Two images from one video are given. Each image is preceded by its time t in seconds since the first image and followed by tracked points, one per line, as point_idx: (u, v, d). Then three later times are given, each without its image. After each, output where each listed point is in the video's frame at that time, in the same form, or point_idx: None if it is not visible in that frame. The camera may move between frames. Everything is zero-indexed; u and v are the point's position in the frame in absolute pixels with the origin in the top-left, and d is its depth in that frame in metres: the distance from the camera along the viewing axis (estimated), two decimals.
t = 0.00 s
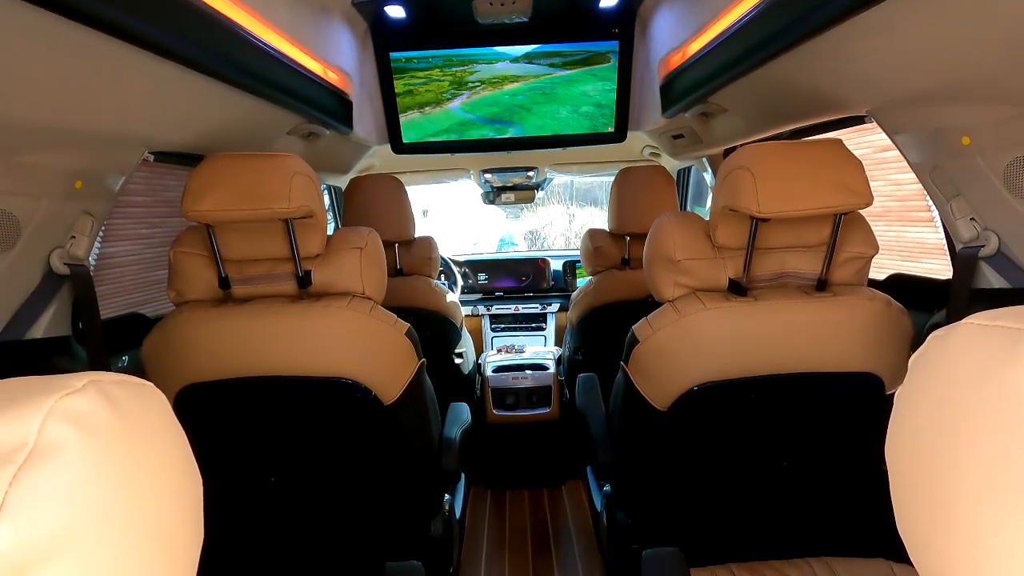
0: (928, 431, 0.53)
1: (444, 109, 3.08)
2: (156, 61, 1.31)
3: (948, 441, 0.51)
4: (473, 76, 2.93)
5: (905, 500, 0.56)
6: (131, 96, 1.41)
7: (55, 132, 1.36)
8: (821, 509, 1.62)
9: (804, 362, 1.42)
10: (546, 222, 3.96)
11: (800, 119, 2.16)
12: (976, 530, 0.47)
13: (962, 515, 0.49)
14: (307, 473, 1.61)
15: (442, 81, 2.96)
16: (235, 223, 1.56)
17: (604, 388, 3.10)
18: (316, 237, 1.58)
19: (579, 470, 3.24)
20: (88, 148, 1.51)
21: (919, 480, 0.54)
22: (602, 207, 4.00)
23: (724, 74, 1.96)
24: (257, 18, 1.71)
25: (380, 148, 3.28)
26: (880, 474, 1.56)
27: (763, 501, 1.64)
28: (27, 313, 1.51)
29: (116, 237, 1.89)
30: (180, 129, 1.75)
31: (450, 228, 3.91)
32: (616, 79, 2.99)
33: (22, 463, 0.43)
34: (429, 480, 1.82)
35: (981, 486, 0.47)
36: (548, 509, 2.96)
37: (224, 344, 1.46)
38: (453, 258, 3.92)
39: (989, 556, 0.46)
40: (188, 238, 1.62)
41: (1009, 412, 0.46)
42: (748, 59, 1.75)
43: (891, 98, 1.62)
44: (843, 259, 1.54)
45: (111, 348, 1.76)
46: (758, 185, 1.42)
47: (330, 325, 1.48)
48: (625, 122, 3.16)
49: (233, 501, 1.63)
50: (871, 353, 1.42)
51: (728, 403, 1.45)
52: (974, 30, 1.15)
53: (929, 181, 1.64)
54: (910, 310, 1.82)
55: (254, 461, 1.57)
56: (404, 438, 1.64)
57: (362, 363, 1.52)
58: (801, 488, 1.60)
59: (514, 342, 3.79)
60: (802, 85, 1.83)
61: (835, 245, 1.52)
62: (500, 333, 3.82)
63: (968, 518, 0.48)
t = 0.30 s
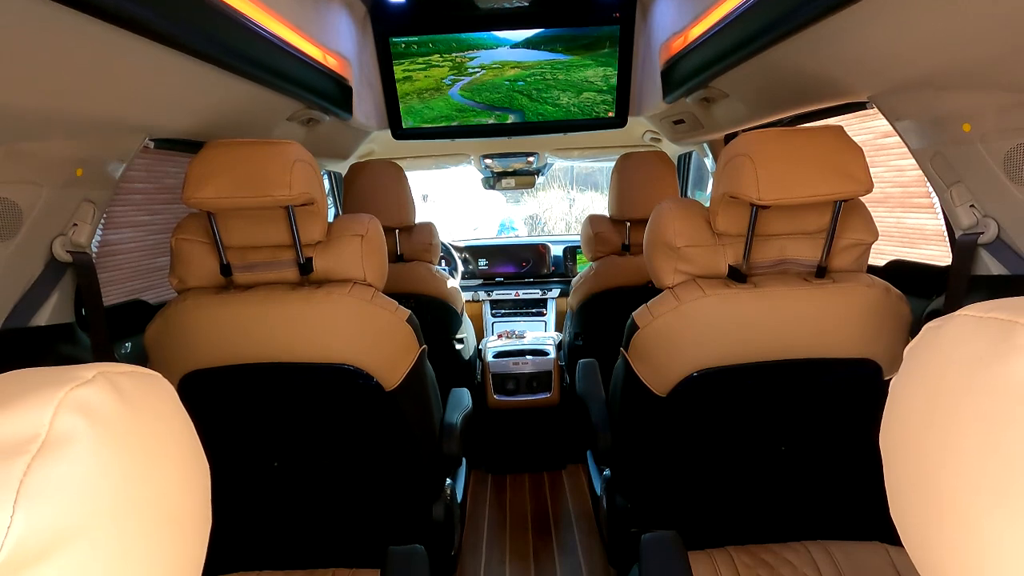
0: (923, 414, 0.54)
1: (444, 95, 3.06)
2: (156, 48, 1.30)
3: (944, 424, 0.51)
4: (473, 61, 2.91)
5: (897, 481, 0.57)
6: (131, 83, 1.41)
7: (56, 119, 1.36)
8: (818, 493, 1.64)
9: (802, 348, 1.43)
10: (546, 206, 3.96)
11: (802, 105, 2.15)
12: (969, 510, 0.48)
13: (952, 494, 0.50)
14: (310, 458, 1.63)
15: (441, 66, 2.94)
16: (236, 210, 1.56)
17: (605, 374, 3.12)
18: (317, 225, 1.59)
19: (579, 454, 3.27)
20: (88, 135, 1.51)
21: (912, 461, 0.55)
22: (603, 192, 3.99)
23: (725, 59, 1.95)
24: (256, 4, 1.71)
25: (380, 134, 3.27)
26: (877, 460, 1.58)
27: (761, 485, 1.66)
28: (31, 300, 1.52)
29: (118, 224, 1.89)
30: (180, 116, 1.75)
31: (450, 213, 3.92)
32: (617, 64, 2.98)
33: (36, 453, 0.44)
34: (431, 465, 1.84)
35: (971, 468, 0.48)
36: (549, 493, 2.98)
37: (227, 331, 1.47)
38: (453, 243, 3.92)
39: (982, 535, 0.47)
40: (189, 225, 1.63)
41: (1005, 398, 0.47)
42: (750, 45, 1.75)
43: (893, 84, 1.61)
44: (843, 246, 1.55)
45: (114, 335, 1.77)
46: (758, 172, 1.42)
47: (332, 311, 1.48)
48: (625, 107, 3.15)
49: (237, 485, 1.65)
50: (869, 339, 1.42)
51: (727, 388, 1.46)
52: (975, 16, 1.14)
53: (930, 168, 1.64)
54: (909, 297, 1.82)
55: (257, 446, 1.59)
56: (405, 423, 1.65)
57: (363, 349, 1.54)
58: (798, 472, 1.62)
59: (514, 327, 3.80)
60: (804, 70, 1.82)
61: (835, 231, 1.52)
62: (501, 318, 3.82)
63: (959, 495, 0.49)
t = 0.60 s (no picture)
0: (916, 397, 0.56)
1: (444, 80, 3.06)
2: (158, 34, 1.31)
3: (938, 407, 0.53)
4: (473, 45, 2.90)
5: (891, 463, 0.59)
6: (133, 69, 1.41)
7: (59, 106, 1.36)
8: (815, 476, 1.66)
9: (802, 333, 1.44)
10: (548, 191, 3.98)
11: (803, 90, 2.15)
12: (960, 491, 0.50)
13: (943, 476, 0.51)
14: (314, 442, 1.65)
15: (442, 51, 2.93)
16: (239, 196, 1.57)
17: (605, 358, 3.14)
18: (319, 210, 1.59)
19: (579, 438, 3.30)
20: (91, 121, 1.51)
21: (905, 444, 0.56)
22: (603, 175, 3.98)
23: (727, 44, 1.94)
24: None
25: (381, 119, 3.26)
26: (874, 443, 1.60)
27: (759, 467, 1.68)
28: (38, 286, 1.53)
29: (121, 210, 1.90)
30: (182, 102, 1.75)
31: (449, 198, 3.92)
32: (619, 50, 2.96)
33: (57, 436, 0.46)
34: (433, 448, 1.87)
35: (962, 450, 0.50)
36: (549, 476, 3.02)
37: (231, 316, 1.49)
38: (454, 228, 3.93)
39: (973, 514, 0.49)
40: (192, 211, 1.64)
41: (998, 384, 0.48)
42: (752, 29, 1.74)
43: (895, 69, 1.61)
44: (843, 232, 1.56)
45: (119, 320, 1.79)
46: (759, 157, 1.43)
47: (335, 296, 1.50)
48: (627, 92, 3.14)
49: (242, 468, 1.67)
50: (868, 324, 1.44)
51: (726, 372, 1.48)
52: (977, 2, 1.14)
53: (931, 153, 1.64)
54: (908, 282, 1.83)
55: (262, 430, 1.62)
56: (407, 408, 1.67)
57: (367, 334, 1.55)
58: (796, 455, 1.64)
59: (515, 312, 3.82)
60: (806, 55, 1.82)
61: (835, 217, 1.53)
62: (502, 303, 3.84)
63: (951, 477, 0.51)
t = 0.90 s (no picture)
0: (916, 376, 0.57)
1: (444, 64, 3.06)
2: (161, 16, 1.30)
3: (938, 384, 0.54)
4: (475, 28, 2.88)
5: (891, 440, 0.60)
6: (136, 51, 1.41)
7: (62, 88, 1.36)
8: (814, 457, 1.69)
9: (803, 316, 1.45)
10: (548, 174, 3.97)
11: (807, 73, 2.14)
12: (959, 467, 0.51)
13: (943, 453, 0.53)
14: (318, 424, 1.66)
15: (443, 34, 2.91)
16: (242, 179, 1.57)
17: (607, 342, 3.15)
18: (322, 194, 1.60)
19: (581, 421, 3.32)
20: (94, 104, 1.51)
21: (904, 421, 0.58)
22: (604, 159, 3.96)
23: (731, 25, 1.93)
24: None
25: (382, 102, 3.25)
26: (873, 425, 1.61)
27: (759, 449, 1.70)
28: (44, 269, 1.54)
29: (124, 194, 1.90)
30: (184, 85, 1.75)
31: (452, 180, 3.95)
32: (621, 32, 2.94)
33: (79, 411, 0.47)
34: (435, 430, 1.88)
35: (961, 427, 0.51)
36: (551, 458, 3.05)
37: (236, 299, 1.50)
38: (455, 212, 3.93)
39: (971, 488, 0.50)
40: (196, 194, 1.64)
41: (997, 363, 0.49)
42: (755, 11, 1.73)
43: (900, 52, 1.60)
44: (845, 215, 1.56)
45: (124, 303, 1.80)
46: (762, 141, 1.43)
47: (339, 279, 1.51)
48: (629, 75, 3.12)
49: (248, 449, 1.69)
50: (870, 307, 1.45)
51: (728, 355, 1.49)
52: None
53: (934, 136, 1.64)
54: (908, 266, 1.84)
55: (268, 412, 1.63)
56: (411, 390, 1.69)
57: (370, 318, 1.56)
58: (796, 437, 1.66)
59: (517, 296, 3.83)
60: (810, 38, 1.81)
61: (837, 200, 1.53)
62: (503, 287, 3.85)
63: (950, 453, 0.52)
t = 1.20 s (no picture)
0: (917, 366, 0.58)
1: (445, 50, 3.05)
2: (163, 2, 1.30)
3: (939, 373, 0.55)
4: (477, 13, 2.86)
5: (892, 429, 0.61)
6: (137, 37, 1.40)
7: (65, 74, 1.36)
8: (814, 442, 1.70)
9: (804, 303, 1.46)
10: (549, 159, 3.93)
11: (811, 58, 2.13)
12: (960, 455, 0.52)
13: (945, 441, 0.54)
14: (323, 409, 1.68)
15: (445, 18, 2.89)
16: (245, 166, 1.57)
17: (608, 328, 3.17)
18: (325, 180, 1.60)
19: (582, 406, 3.35)
20: (96, 90, 1.51)
21: (904, 409, 0.59)
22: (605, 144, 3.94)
23: (736, 10, 1.91)
24: None
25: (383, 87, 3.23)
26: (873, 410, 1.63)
27: (759, 434, 1.72)
28: (49, 256, 1.55)
29: (127, 180, 1.90)
30: (186, 70, 1.74)
31: (451, 165, 3.88)
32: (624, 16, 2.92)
33: (98, 400, 0.48)
34: (439, 415, 1.90)
35: (964, 415, 0.52)
36: (552, 443, 3.08)
37: (241, 285, 1.51)
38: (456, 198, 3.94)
39: (970, 475, 0.51)
40: (199, 181, 1.64)
41: (999, 353, 0.50)
42: None
43: (904, 37, 1.60)
44: (847, 202, 1.56)
45: (129, 289, 1.81)
46: (765, 127, 1.43)
47: (343, 266, 1.51)
48: (631, 60, 3.11)
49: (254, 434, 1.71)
50: (871, 294, 1.46)
51: (729, 341, 1.50)
52: None
53: (937, 123, 1.64)
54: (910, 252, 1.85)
55: (272, 397, 1.65)
56: (414, 376, 1.70)
57: (374, 304, 1.57)
58: (796, 422, 1.67)
59: (518, 282, 3.85)
60: (815, 23, 1.80)
61: (840, 187, 1.53)
62: (505, 273, 3.87)
63: (951, 441, 0.53)
